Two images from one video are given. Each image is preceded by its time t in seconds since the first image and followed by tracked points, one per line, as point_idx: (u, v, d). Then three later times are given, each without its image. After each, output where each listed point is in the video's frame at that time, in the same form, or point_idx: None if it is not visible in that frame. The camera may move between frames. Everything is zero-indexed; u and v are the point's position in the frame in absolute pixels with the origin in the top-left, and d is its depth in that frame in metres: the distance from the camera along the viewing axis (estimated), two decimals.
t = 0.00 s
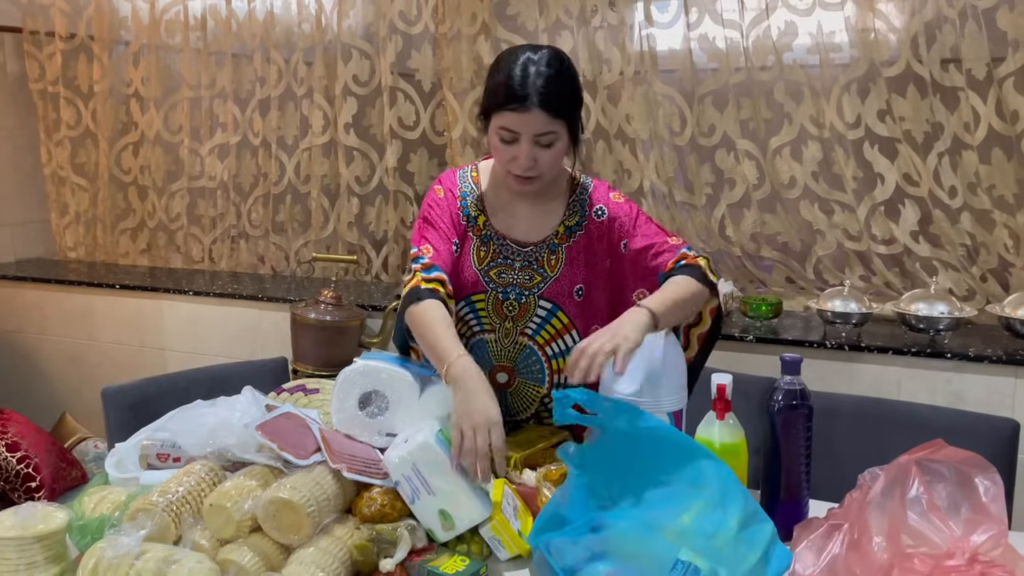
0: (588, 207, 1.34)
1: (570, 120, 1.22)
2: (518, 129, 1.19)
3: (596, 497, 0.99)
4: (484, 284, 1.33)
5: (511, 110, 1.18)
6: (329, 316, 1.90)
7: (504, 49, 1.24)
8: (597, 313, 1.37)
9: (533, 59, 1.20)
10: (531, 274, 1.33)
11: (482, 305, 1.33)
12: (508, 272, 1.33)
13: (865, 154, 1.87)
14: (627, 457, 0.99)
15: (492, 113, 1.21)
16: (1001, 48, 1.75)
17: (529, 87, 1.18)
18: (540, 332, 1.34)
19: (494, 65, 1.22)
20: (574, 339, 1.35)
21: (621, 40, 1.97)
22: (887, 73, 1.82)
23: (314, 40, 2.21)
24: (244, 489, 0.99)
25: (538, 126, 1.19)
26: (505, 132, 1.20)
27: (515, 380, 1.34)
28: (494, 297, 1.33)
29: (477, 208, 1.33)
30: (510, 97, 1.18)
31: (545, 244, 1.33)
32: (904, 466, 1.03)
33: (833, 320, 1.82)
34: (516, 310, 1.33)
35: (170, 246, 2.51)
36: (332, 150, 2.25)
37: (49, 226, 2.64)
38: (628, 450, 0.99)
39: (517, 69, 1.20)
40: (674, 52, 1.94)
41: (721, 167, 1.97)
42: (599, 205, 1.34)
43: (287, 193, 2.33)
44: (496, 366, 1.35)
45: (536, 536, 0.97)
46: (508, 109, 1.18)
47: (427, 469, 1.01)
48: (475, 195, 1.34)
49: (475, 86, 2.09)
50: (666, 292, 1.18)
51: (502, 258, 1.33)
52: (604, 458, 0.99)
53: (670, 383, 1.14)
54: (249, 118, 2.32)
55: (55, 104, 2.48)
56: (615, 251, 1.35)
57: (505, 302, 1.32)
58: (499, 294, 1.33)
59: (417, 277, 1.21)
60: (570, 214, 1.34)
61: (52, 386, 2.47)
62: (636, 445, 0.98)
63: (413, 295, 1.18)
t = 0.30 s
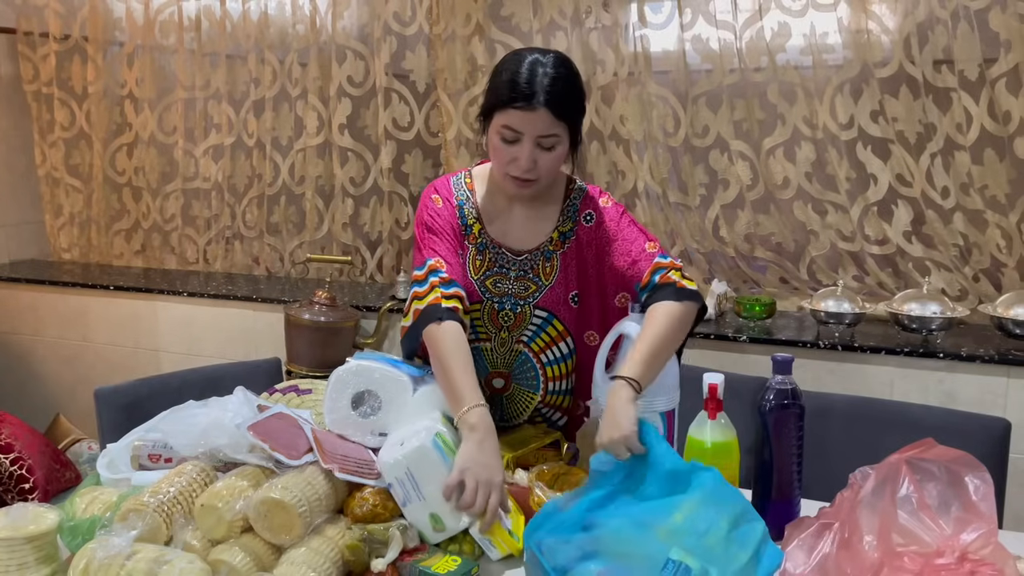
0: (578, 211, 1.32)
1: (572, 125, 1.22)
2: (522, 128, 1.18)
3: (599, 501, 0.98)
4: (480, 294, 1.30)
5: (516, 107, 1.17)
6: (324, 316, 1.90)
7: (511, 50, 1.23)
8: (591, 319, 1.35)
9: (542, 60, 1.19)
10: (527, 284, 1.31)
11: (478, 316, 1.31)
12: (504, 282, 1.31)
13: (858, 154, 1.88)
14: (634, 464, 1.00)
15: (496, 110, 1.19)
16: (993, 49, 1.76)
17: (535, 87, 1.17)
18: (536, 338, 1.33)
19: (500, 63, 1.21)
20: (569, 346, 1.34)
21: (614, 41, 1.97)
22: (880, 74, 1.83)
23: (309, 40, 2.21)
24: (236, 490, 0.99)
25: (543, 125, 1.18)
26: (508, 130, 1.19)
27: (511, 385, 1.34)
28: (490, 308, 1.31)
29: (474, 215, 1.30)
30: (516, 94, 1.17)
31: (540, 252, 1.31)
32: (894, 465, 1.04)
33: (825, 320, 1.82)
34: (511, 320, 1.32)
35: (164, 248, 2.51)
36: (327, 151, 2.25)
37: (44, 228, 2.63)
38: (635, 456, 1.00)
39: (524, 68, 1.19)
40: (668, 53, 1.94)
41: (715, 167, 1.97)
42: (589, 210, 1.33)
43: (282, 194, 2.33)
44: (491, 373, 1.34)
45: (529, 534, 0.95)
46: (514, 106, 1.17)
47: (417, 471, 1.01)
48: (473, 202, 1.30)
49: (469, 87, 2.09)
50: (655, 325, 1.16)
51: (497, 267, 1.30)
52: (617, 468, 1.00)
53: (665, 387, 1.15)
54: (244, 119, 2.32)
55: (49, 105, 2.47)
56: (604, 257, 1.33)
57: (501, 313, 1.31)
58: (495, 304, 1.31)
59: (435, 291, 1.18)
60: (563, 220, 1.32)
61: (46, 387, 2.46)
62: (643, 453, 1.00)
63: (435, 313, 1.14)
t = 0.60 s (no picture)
0: (579, 227, 1.30)
1: (575, 144, 1.20)
2: (522, 146, 1.16)
3: (600, 503, 0.98)
4: (470, 308, 1.30)
5: (518, 124, 1.15)
6: (320, 319, 1.90)
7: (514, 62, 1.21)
8: (587, 336, 1.33)
9: (547, 76, 1.16)
10: (519, 298, 1.30)
11: (467, 328, 1.31)
12: (495, 296, 1.29)
13: (853, 157, 1.88)
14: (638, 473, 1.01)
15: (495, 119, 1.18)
16: (987, 52, 1.76)
17: (538, 105, 1.15)
18: (528, 356, 1.32)
19: (503, 76, 1.19)
20: (562, 363, 1.32)
21: (610, 44, 1.97)
22: (875, 77, 1.83)
23: (306, 43, 2.21)
24: (231, 492, 1.00)
25: (544, 145, 1.16)
26: (508, 147, 1.17)
27: (505, 397, 1.34)
28: (480, 321, 1.30)
29: (466, 228, 1.29)
30: (517, 111, 1.15)
31: (534, 266, 1.29)
32: (888, 466, 1.05)
33: (821, 322, 1.82)
34: (503, 334, 1.30)
35: (161, 250, 2.51)
36: (324, 153, 2.26)
37: (41, 230, 2.63)
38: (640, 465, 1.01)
39: (527, 83, 1.17)
40: (664, 56, 1.95)
41: (711, 170, 1.98)
42: (590, 226, 1.30)
43: (279, 196, 2.33)
44: (486, 383, 1.35)
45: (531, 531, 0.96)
46: (515, 124, 1.15)
47: (415, 473, 1.01)
48: (465, 213, 1.29)
49: (466, 89, 2.09)
50: (675, 342, 1.14)
51: (489, 281, 1.29)
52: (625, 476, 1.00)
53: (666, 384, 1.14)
54: (241, 122, 2.32)
55: (46, 108, 2.47)
56: (606, 274, 1.31)
57: (492, 327, 1.30)
58: (485, 318, 1.30)
59: (401, 299, 1.18)
60: (561, 234, 1.30)
61: (43, 390, 2.46)
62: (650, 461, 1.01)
63: (400, 319, 1.15)
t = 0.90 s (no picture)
0: (584, 240, 1.30)
1: (581, 163, 1.21)
2: (529, 166, 1.17)
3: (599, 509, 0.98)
4: (475, 325, 1.31)
5: (525, 145, 1.16)
6: (321, 322, 1.90)
7: (521, 79, 1.21)
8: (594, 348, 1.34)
9: (554, 95, 1.17)
10: (524, 313, 1.30)
11: (473, 344, 1.31)
12: (500, 312, 1.30)
13: (853, 160, 1.89)
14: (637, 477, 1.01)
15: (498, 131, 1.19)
16: (986, 55, 1.77)
17: (545, 125, 1.15)
18: (534, 370, 1.32)
19: (510, 93, 1.19)
20: (568, 377, 1.33)
21: (610, 47, 1.98)
22: (874, 80, 1.84)
23: (306, 47, 2.22)
24: (233, 496, 1.00)
25: (550, 166, 1.17)
26: (514, 167, 1.18)
27: (512, 404, 1.36)
28: (486, 338, 1.31)
29: (469, 244, 1.29)
30: (524, 131, 1.15)
31: (538, 280, 1.30)
32: (888, 469, 1.05)
33: (822, 325, 1.82)
34: (509, 349, 1.31)
35: (162, 253, 2.51)
36: (324, 157, 2.26)
37: (41, 234, 2.64)
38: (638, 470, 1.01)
39: (533, 103, 1.17)
40: (663, 59, 1.96)
41: (711, 172, 1.98)
42: (595, 238, 1.30)
43: (279, 200, 2.34)
44: (491, 392, 1.36)
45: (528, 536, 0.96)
46: (523, 144, 1.16)
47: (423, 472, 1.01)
48: (468, 229, 1.29)
49: (466, 93, 2.10)
50: (680, 353, 1.15)
51: (493, 298, 1.30)
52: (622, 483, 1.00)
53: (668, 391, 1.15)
54: (241, 125, 2.33)
55: (46, 111, 2.48)
56: (612, 284, 1.31)
57: (498, 342, 1.31)
58: (491, 335, 1.31)
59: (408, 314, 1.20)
60: (565, 248, 1.30)
61: (43, 393, 2.46)
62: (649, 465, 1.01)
63: (398, 333, 1.18)
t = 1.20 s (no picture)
0: (589, 246, 1.31)
1: (583, 178, 1.21)
2: (531, 182, 1.17)
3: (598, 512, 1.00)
4: (483, 336, 1.31)
5: (528, 162, 1.16)
6: (322, 324, 1.90)
7: (522, 92, 1.22)
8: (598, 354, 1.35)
9: (556, 109, 1.17)
10: (531, 322, 1.31)
11: (480, 354, 1.32)
12: (507, 321, 1.30)
13: (853, 161, 1.89)
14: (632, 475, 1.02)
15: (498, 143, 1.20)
16: (986, 56, 1.77)
17: (547, 141, 1.16)
18: (539, 374, 1.33)
19: (512, 107, 1.20)
20: (573, 383, 1.33)
21: (610, 50, 1.98)
22: (874, 81, 1.84)
23: (307, 50, 2.22)
24: (234, 498, 1.00)
25: (554, 181, 1.17)
26: (517, 182, 1.18)
27: (515, 408, 1.36)
28: (493, 347, 1.31)
29: (475, 256, 1.28)
30: (527, 148, 1.16)
31: (544, 288, 1.30)
32: (888, 470, 1.05)
33: (822, 326, 1.82)
34: (515, 355, 1.32)
35: (163, 256, 2.52)
36: (325, 160, 2.26)
37: (43, 237, 2.64)
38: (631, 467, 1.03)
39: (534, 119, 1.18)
40: (663, 61, 1.96)
41: (711, 174, 1.98)
42: (600, 244, 1.31)
43: (280, 202, 2.34)
44: (494, 399, 1.36)
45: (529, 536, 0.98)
46: (525, 160, 1.16)
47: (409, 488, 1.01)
48: (474, 240, 1.29)
49: (466, 95, 2.10)
50: (681, 350, 1.18)
51: (500, 307, 1.30)
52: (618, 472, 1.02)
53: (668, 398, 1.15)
54: (242, 129, 2.33)
55: (48, 115, 2.48)
56: (617, 290, 1.32)
57: (505, 351, 1.31)
58: (499, 344, 1.31)
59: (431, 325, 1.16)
60: (569, 255, 1.31)
61: (45, 396, 2.46)
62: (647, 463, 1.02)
63: (418, 343, 1.14)
